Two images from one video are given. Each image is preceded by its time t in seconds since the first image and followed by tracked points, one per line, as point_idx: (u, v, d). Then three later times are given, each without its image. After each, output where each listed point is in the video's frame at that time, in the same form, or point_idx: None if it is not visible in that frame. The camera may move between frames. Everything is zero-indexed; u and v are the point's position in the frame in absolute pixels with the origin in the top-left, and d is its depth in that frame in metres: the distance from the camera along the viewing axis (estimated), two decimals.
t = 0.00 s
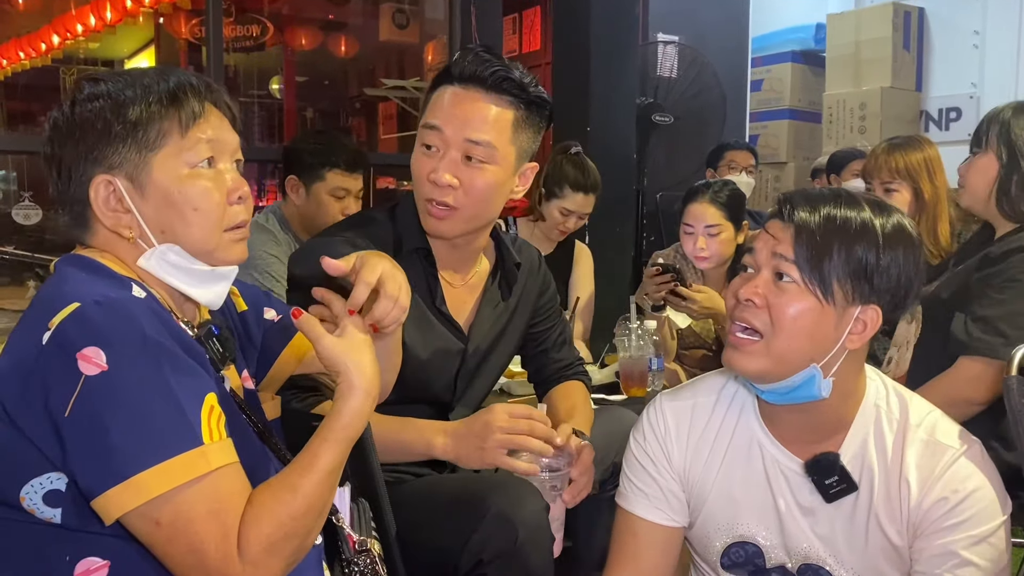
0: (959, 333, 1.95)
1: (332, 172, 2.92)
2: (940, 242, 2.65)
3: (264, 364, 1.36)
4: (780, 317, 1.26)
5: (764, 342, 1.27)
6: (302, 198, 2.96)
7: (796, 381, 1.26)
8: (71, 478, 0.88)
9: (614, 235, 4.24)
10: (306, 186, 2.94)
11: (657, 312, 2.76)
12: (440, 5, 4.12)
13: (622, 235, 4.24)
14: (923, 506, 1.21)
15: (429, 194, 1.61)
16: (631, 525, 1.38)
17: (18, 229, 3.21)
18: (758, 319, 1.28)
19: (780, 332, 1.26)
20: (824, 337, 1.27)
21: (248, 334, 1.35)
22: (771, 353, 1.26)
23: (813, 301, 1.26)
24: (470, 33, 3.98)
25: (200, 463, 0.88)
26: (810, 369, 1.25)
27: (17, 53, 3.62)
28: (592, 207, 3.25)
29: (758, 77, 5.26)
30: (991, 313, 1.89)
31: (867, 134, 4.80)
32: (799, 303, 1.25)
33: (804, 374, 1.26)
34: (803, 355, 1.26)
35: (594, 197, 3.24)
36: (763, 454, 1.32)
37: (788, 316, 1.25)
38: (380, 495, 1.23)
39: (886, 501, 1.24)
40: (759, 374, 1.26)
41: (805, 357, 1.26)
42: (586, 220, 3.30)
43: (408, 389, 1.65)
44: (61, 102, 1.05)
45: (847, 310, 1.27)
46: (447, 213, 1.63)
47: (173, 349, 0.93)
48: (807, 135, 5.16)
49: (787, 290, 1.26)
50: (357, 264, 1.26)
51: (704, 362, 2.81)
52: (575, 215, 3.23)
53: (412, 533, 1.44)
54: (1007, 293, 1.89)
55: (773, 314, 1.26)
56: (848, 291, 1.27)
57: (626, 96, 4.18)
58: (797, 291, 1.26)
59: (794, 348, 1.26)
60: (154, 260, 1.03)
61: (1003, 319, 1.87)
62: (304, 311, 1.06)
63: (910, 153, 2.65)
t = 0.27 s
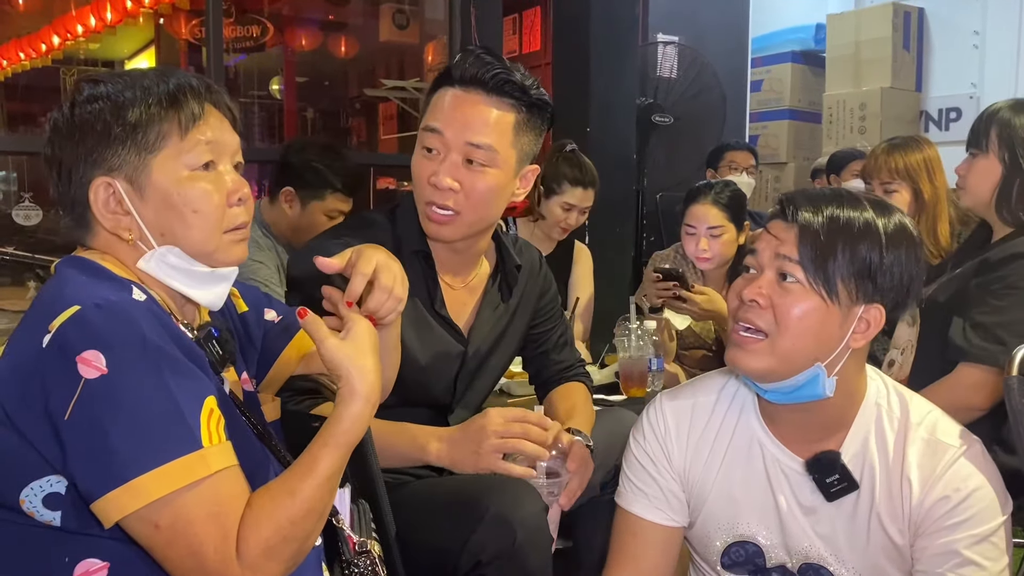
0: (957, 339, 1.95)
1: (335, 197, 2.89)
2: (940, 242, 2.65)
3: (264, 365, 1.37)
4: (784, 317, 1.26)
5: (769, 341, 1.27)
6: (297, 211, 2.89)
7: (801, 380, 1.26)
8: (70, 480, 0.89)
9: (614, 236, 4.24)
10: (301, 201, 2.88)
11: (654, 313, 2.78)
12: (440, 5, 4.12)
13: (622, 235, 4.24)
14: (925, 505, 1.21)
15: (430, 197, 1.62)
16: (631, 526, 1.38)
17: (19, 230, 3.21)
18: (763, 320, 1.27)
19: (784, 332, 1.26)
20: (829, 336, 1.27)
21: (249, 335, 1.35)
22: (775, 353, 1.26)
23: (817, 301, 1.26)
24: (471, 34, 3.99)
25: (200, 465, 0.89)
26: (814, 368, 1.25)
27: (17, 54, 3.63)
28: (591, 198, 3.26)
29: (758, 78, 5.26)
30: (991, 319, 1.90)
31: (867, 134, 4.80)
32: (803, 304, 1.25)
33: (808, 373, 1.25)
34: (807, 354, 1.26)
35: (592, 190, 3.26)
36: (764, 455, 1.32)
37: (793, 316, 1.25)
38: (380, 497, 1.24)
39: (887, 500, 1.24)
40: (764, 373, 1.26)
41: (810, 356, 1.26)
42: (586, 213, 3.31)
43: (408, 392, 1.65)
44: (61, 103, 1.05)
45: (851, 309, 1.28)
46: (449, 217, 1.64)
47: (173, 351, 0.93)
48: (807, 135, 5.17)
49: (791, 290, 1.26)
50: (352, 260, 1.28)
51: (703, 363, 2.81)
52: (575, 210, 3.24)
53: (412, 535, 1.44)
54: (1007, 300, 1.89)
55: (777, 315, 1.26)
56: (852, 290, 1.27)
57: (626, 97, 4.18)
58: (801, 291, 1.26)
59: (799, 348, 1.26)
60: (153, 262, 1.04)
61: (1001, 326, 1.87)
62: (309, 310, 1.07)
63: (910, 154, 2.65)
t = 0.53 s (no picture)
0: (960, 343, 1.96)
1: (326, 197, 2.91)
2: (940, 242, 2.65)
3: (263, 367, 1.38)
4: (787, 317, 1.26)
5: (771, 341, 1.27)
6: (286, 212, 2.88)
7: (804, 379, 1.26)
8: (68, 482, 0.89)
9: (614, 236, 4.23)
10: (292, 202, 2.88)
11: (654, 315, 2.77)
12: (440, 6, 4.12)
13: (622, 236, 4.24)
14: (926, 504, 1.21)
15: (432, 202, 1.62)
16: (631, 526, 1.38)
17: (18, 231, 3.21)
18: (765, 319, 1.28)
19: (787, 331, 1.26)
20: (831, 336, 1.27)
21: (249, 336, 1.35)
22: (778, 353, 1.26)
23: (819, 300, 1.26)
24: (470, 34, 3.98)
25: (197, 467, 0.89)
26: (816, 367, 1.26)
27: (17, 54, 3.62)
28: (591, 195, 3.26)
29: (758, 78, 5.26)
30: (992, 323, 1.89)
31: (867, 134, 4.80)
32: (806, 303, 1.25)
33: (811, 371, 1.26)
34: (809, 354, 1.26)
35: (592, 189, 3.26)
36: (764, 454, 1.32)
37: (795, 316, 1.26)
38: (379, 498, 1.24)
39: (888, 499, 1.24)
40: (767, 371, 1.25)
41: (813, 355, 1.26)
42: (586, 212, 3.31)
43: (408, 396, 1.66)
44: (57, 105, 1.05)
45: (854, 308, 1.28)
46: (449, 221, 1.64)
47: (170, 353, 0.93)
48: (807, 135, 5.17)
49: (794, 290, 1.26)
50: (350, 256, 1.28)
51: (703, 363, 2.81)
52: (576, 210, 3.24)
53: (412, 537, 1.44)
54: (1009, 303, 1.89)
55: (780, 315, 1.26)
56: (854, 289, 1.27)
57: (626, 97, 4.18)
58: (805, 291, 1.26)
59: (801, 347, 1.26)
60: (150, 263, 1.04)
61: (1001, 329, 1.87)
62: (309, 309, 1.07)
63: (910, 154, 2.65)
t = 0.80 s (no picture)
0: (957, 343, 1.95)
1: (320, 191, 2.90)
2: (940, 242, 2.65)
3: (262, 369, 1.38)
4: (788, 318, 1.26)
5: (769, 346, 1.27)
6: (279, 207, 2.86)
7: (805, 385, 1.26)
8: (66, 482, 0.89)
9: (614, 237, 4.24)
10: (285, 196, 2.86)
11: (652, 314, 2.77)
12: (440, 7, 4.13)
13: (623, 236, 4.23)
14: (928, 503, 1.21)
15: (429, 204, 1.61)
16: (632, 525, 1.38)
17: (18, 231, 3.20)
18: (766, 321, 1.27)
19: (788, 333, 1.26)
20: (831, 338, 1.27)
21: (247, 336, 1.35)
22: (778, 356, 1.26)
23: (820, 301, 1.26)
24: (470, 34, 3.98)
25: (196, 467, 0.89)
26: (817, 372, 1.26)
27: (17, 54, 3.62)
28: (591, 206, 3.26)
29: (758, 78, 5.26)
30: (993, 324, 1.89)
31: (867, 134, 4.80)
32: (807, 303, 1.25)
33: (812, 377, 1.26)
34: (810, 357, 1.26)
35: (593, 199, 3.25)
36: (765, 454, 1.32)
37: (796, 317, 1.26)
38: (378, 498, 1.24)
39: (890, 498, 1.24)
40: (769, 380, 1.26)
41: (813, 359, 1.26)
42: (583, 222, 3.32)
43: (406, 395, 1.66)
44: (56, 106, 1.05)
45: (855, 309, 1.28)
46: (446, 223, 1.63)
47: (168, 353, 0.93)
48: (807, 135, 5.17)
49: (795, 291, 1.26)
50: (346, 257, 1.25)
51: (702, 363, 2.82)
52: (574, 217, 3.25)
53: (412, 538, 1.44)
54: (1009, 304, 1.89)
55: (780, 316, 1.26)
56: (856, 290, 1.27)
57: (626, 97, 4.18)
58: (806, 292, 1.26)
59: (801, 350, 1.26)
60: (150, 263, 1.04)
61: (1002, 331, 1.87)
62: (307, 306, 1.07)
63: (909, 154, 2.65)
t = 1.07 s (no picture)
0: (965, 347, 1.96)
1: (323, 185, 2.95)
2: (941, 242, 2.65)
3: (262, 370, 1.38)
4: (793, 317, 1.25)
5: (776, 343, 1.26)
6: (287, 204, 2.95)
7: (811, 382, 1.25)
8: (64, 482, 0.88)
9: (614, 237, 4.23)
10: (292, 193, 2.94)
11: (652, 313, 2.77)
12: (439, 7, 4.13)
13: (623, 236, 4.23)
14: (931, 502, 1.21)
15: (422, 202, 1.61)
16: (634, 524, 1.38)
17: (18, 232, 3.20)
18: (771, 320, 1.26)
19: (794, 332, 1.26)
20: (837, 335, 1.27)
21: (246, 336, 1.35)
22: (783, 354, 1.25)
23: (825, 300, 1.25)
24: (470, 35, 3.98)
25: (194, 467, 0.89)
26: (823, 370, 1.25)
27: (17, 55, 3.62)
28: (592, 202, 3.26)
29: (758, 78, 5.26)
30: (996, 325, 1.89)
31: (867, 134, 4.80)
32: (811, 302, 1.25)
33: (818, 375, 1.25)
34: (816, 355, 1.26)
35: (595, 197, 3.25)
36: (768, 453, 1.32)
37: (802, 316, 1.25)
38: (378, 497, 1.25)
39: (893, 497, 1.24)
40: (774, 379, 1.25)
41: (819, 356, 1.26)
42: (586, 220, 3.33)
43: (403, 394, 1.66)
44: (53, 106, 1.05)
45: (860, 306, 1.28)
46: (440, 221, 1.63)
47: (166, 354, 0.93)
48: (807, 135, 5.17)
49: (800, 290, 1.26)
50: (336, 264, 1.21)
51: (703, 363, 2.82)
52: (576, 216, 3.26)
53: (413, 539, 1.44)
54: (1013, 305, 1.88)
55: (786, 315, 1.26)
56: (860, 287, 1.27)
57: (626, 97, 4.18)
58: (810, 290, 1.26)
59: (807, 347, 1.26)
60: (146, 262, 1.04)
61: (1005, 332, 1.86)
62: (305, 308, 1.08)
63: (909, 154, 2.65)
